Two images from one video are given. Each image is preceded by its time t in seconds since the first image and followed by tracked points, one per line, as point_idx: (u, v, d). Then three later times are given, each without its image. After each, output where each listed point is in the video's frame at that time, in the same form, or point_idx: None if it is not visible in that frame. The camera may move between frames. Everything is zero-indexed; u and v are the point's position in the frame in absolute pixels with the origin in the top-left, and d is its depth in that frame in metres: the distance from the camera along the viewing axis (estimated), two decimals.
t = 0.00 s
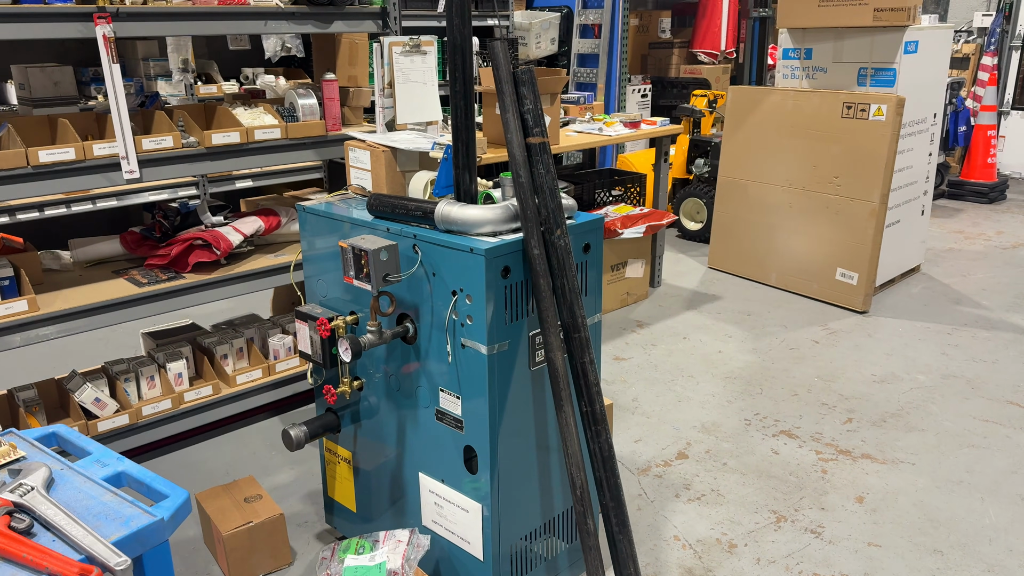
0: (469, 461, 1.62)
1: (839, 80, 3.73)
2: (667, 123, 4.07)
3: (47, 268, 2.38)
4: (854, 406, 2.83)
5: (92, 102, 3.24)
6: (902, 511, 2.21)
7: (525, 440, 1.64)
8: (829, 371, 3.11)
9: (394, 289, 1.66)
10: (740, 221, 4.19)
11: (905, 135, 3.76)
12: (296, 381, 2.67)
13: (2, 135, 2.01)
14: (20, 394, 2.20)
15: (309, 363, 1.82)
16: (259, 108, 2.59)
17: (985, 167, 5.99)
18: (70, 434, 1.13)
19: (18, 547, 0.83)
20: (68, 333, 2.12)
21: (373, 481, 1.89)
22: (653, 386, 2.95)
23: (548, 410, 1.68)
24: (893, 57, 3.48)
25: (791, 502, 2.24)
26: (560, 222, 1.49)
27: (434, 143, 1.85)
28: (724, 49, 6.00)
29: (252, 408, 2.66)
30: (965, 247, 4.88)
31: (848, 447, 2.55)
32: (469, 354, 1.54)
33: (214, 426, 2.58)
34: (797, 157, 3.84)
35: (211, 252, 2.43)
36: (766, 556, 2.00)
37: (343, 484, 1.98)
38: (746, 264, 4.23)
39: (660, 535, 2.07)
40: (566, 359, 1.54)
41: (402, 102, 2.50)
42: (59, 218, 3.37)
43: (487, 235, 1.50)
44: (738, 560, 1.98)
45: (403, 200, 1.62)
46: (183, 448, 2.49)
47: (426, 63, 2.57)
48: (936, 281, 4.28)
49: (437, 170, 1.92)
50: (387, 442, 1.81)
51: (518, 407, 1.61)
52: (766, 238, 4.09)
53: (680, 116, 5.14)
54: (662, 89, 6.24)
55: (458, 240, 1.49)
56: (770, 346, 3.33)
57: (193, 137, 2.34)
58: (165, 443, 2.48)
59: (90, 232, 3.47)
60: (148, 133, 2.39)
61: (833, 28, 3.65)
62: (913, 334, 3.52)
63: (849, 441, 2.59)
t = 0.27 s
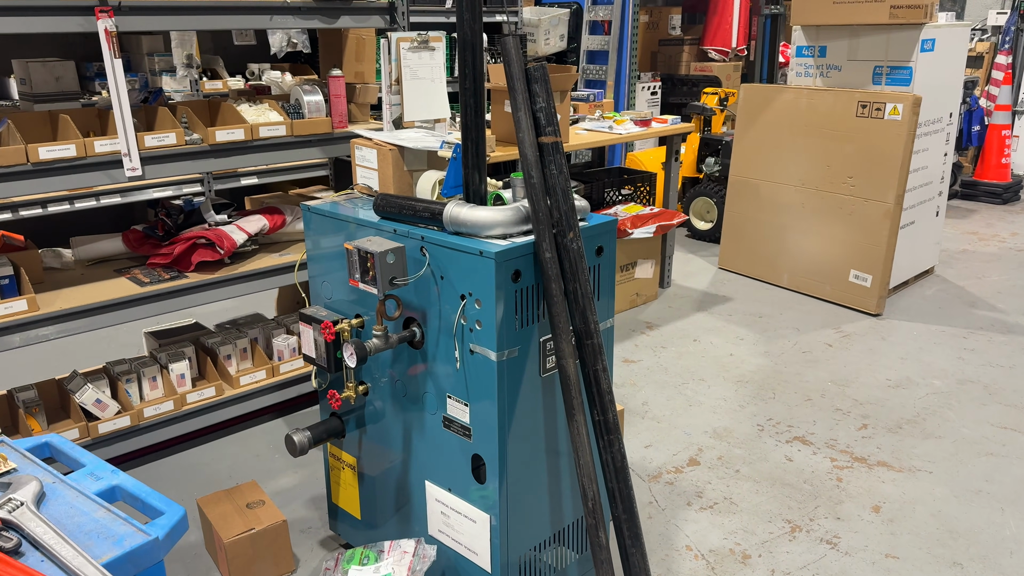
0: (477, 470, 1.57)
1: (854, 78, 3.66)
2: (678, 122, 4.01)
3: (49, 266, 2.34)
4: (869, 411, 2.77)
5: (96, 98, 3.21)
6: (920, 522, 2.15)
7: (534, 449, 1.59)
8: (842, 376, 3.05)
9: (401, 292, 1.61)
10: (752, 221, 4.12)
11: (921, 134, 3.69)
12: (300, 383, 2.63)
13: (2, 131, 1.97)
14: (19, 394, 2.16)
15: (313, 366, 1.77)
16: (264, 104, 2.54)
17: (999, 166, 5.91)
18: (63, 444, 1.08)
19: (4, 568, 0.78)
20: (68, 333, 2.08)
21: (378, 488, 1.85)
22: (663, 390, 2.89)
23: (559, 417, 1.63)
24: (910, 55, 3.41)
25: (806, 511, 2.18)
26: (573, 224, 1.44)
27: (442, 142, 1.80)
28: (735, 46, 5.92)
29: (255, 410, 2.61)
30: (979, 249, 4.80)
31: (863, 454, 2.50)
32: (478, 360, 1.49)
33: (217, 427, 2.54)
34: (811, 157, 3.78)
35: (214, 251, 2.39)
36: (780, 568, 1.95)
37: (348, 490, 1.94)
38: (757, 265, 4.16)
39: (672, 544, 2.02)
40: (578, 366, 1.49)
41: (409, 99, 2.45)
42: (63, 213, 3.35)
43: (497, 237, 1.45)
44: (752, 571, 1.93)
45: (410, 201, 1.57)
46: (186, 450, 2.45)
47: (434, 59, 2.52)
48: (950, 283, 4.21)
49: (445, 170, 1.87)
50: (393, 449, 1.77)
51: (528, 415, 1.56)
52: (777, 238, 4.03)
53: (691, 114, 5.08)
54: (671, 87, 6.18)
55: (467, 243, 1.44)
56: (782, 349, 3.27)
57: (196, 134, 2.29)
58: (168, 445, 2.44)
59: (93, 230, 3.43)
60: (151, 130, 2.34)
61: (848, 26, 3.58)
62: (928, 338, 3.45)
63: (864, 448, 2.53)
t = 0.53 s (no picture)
0: (486, 483, 1.51)
1: (869, 76, 3.57)
2: (689, 119, 3.93)
3: (47, 265, 2.28)
4: (886, 418, 2.70)
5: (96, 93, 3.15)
6: (942, 535, 2.09)
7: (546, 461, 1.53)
8: (858, 381, 2.97)
9: (407, 297, 1.55)
10: (764, 220, 4.03)
11: (938, 133, 3.61)
12: (304, 385, 2.57)
13: None
14: (16, 397, 2.11)
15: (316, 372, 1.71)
16: (268, 100, 2.48)
17: (1013, 166, 5.77)
18: (51, 461, 1.01)
19: None
20: (65, 335, 2.03)
21: (382, 498, 1.79)
22: (674, 394, 2.83)
23: (571, 429, 1.57)
24: (927, 52, 3.32)
25: (823, 522, 2.12)
26: (588, 228, 1.38)
27: (450, 141, 1.73)
28: (746, 42, 5.85)
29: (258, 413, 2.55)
30: (994, 249, 4.71)
31: (881, 463, 2.43)
32: (487, 369, 1.43)
33: (218, 431, 2.48)
34: (825, 155, 3.69)
35: (216, 251, 2.33)
36: None
37: (351, 499, 1.88)
38: (769, 266, 4.08)
39: (684, 557, 1.96)
40: (592, 376, 1.42)
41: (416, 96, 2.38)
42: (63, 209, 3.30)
43: (509, 241, 1.39)
44: None
45: (418, 202, 1.50)
46: (187, 454, 2.40)
47: (441, 54, 2.46)
48: (966, 285, 4.13)
49: (453, 169, 1.80)
50: (398, 458, 1.71)
51: (540, 427, 1.49)
52: (790, 239, 3.94)
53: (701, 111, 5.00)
54: (681, 83, 6.09)
55: (478, 247, 1.38)
56: (796, 353, 3.20)
57: (198, 130, 2.23)
58: (168, 449, 2.38)
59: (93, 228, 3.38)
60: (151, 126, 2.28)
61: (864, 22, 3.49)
62: (945, 341, 3.37)
63: (882, 457, 2.46)
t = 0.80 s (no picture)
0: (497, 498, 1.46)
1: (886, 76, 3.49)
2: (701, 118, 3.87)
3: (49, 268, 2.24)
4: (904, 426, 2.64)
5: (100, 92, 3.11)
6: (963, 550, 2.02)
7: (558, 477, 1.48)
8: (874, 388, 2.91)
9: (416, 306, 1.50)
10: (776, 222, 3.93)
11: (956, 135, 3.53)
12: (309, 390, 2.53)
13: None
14: (16, 402, 2.06)
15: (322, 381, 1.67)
16: (273, 100, 2.43)
17: None
18: (45, 482, 0.97)
19: None
20: (65, 340, 1.98)
21: (389, 510, 1.74)
22: (686, 401, 2.77)
23: (584, 443, 1.52)
24: (945, 52, 3.24)
25: (841, 536, 2.06)
26: (604, 236, 1.32)
27: (460, 144, 1.68)
28: (757, 40, 5.75)
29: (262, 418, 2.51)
30: (1010, 252, 4.63)
31: (900, 473, 2.36)
32: (499, 382, 1.37)
33: (222, 436, 2.44)
34: (839, 156, 3.59)
35: (220, 254, 2.29)
36: None
37: (357, 510, 1.83)
38: (782, 267, 3.97)
39: (698, 572, 1.91)
40: (608, 390, 1.37)
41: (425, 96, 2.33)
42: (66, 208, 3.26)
43: (522, 250, 1.34)
44: None
45: (427, 208, 1.45)
46: (189, 460, 2.35)
47: (451, 53, 2.39)
48: (982, 288, 4.05)
49: (463, 173, 1.75)
50: (405, 471, 1.66)
51: (552, 442, 1.44)
52: (803, 241, 3.83)
53: (712, 110, 4.93)
54: (691, 82, 6.02)
55: (490, 256, 1.33)
56: (810, 358, 3.14)
57: (202, 131, 2.18)
58: (171, 455, 2.34)
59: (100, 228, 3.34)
60: (155, 127, 2.23)
61: (880, 21, 3.41)
62: (962, 347, 3.30)
63: (900, 467, 2.40)
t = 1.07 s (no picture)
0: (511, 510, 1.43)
1: (901, 76, 3.39)
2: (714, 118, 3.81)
3: (55, 269, 2.21)
4: (922, 433, 2.58)
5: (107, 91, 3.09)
6: (986, 563, 1.97)
7: (573, 490, 1.44)
8: (891, 393, 2.85)
9: (428, 313, 1.46)
10: (789, 223, 3.86)
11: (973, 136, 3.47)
12: (317, 394, 2.49)
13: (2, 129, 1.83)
14: (21, 405, 2.03)
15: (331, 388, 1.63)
16: (282, 100, 2.39)
17: None
18: (46, 498, 0.94)
19: None
20: (71, 343, 1.95)
21: (399, 520, 1.71)
22: (700, 406, 2.73)
23: (600, 453, 1.48)
24: (963, 52, 3.14)
25: (860, 547, 2.01)
26: (623, 242, 1.28)
27: (473, 146, 1.64)
28: (769, 39, 5.68)
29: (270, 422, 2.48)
30: None
31: (919, 482, 2.31)
32: (514, 392, 1.34)
33: (228, 440, 2.41)
34: (855, 157, 3.52)
35: (228, 256, 2.26)
36: None
37: (366, 519, 1.80)
38: (795, 269, 3.90)
39: None
40: (626, 401, 1.33)
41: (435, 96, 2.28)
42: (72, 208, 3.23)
43: (538, 256, 1.30)
44: None
45: (440, 212, 1.41)
46: (196, 464, 2.32)
47: (462, 53, 2.36)
48: (998, 292, 3.99)
49: (476, 176, 1.71)
50: (416, 480, 1.62)
51: (568, 453, 1.40)
52: (816, 243, 3.76)
53: (724, 110, 4.88)
54: (702, 81, 5.96)
55: (505, 262, 1.29)
56: (825, 363, 3.08)
57: (209, 131, 2.15)
58: (177, 459, 2.31)
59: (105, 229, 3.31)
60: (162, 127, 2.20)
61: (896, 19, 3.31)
62: (980, 351, 3.24)
63: (918, 476, 2.34)
